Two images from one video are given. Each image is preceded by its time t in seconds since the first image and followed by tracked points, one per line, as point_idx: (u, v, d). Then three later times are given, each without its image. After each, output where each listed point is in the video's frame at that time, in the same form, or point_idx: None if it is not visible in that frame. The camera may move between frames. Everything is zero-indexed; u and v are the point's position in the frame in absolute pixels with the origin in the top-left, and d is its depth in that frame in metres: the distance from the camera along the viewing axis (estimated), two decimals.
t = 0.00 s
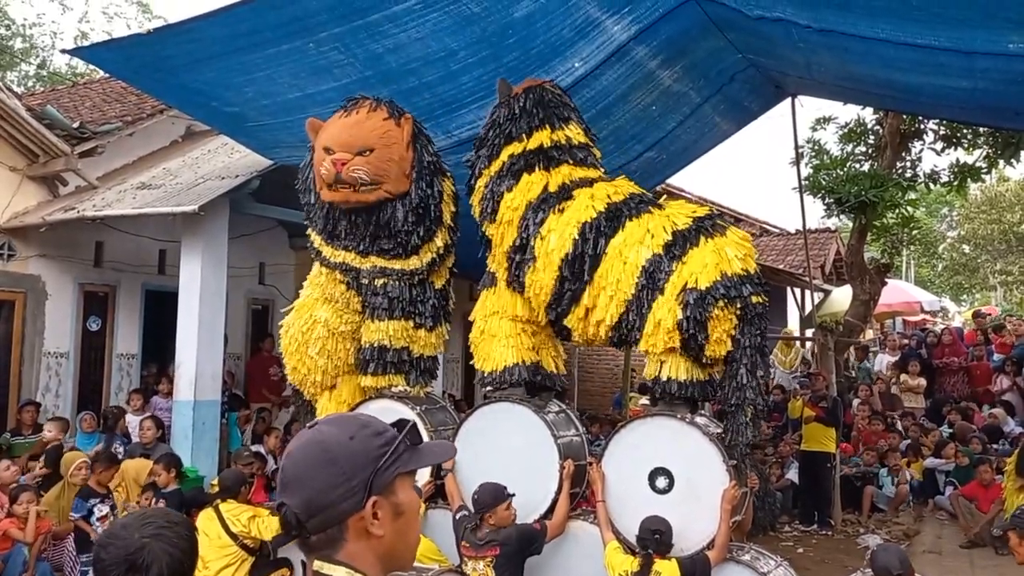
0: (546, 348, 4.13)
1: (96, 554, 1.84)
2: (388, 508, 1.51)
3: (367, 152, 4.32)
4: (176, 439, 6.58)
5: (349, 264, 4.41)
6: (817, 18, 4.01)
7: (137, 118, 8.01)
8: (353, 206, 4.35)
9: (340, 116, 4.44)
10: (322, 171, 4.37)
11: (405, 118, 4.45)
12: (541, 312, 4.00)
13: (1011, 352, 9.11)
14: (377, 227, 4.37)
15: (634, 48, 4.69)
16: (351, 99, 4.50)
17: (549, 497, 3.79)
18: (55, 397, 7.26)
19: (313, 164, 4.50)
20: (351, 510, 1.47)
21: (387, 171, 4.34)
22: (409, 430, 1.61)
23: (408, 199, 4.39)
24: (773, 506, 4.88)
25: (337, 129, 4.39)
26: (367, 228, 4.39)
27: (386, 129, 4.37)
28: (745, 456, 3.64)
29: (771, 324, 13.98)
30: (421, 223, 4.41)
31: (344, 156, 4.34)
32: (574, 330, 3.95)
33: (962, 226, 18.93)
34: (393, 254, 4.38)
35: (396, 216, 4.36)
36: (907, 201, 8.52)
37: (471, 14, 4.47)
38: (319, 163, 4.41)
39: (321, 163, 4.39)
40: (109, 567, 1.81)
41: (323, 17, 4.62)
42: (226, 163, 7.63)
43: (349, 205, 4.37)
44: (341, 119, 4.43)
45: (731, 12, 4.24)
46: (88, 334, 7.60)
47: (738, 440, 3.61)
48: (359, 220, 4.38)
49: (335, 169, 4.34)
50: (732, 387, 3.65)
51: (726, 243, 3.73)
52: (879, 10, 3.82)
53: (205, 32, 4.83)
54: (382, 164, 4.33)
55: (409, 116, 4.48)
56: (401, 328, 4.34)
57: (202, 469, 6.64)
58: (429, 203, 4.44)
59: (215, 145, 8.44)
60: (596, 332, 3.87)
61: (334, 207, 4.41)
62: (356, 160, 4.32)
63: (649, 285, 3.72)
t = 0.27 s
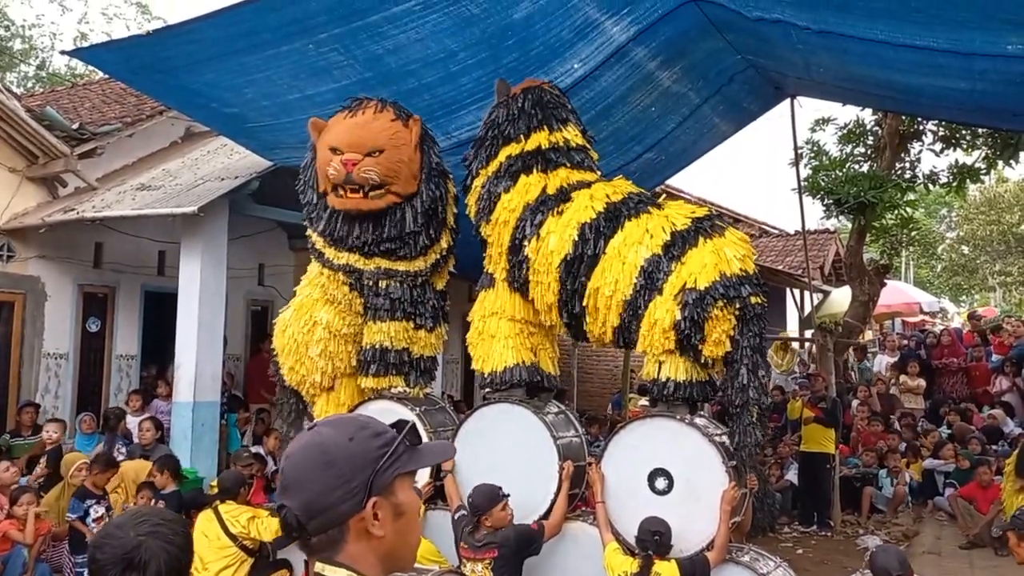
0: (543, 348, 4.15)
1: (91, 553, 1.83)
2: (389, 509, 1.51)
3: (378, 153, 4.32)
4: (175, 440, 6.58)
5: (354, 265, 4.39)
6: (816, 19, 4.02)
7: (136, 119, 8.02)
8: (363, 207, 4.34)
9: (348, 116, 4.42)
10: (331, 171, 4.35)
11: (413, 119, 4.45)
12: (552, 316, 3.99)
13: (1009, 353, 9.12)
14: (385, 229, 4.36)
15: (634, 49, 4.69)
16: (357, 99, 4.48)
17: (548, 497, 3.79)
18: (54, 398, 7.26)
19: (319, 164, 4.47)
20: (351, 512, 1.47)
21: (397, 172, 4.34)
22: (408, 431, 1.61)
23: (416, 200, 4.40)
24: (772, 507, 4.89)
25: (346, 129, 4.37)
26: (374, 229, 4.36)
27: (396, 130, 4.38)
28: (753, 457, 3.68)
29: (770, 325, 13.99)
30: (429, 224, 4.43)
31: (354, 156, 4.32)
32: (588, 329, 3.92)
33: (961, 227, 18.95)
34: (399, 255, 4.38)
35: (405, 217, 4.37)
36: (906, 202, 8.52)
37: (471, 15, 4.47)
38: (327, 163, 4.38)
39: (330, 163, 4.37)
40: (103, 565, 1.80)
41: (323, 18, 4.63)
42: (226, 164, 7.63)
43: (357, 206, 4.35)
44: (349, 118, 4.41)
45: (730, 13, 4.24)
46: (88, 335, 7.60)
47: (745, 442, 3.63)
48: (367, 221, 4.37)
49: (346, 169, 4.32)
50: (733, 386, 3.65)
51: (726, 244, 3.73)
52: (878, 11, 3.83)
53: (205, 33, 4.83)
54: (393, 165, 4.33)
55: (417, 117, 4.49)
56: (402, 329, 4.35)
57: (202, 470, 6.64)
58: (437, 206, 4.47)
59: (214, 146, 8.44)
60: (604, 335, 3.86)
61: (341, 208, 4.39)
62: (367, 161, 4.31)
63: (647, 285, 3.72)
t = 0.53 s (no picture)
0: (544, 349, 4.15)
1: (91, 556, 1.83)
2: (395, 508, 1.52)
3: (388, 155, 4.30)
4: (175, 441, 6.58)
5: (358, 267, 4.38)
6: (816, 20, 4.02)
7: (136, 120, 8.02)
8: (372, 209, 4.29)
9: (356, 117, 4.38)
10: (341, 172, 4.28)
11: (420, 120, 4.45)
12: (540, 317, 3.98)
13: (1009, 354, 9.13)
14: (393, 231, 4.34)
15: (633, 50, 4.69)
16: (364, 100, 4.45)
17: (548, 499, 3.80)
18: (54, 399, 7.26)
19: (324, 165, 4.40)
20: (359, 513, 1.47)
21: (407, 174, 4.32)
22: (410, 431, 1.61)
23: (423, 203, 4.40)
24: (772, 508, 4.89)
25: (355, 130, 4.33)
26: (382, 232, 4.33)
27: (405, 132, 4.37)
28: (755, 460, 3.65)
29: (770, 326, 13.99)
30: (435, 226, 4.45)
31: (365, 158, 4.28)
32: (575, 330, 3.94)
33: (961, 228, 18.96)
34: (404, 256, 4.39)
35: (412, 220, 4.36)
36: (906, 203, 8.52)
37: (471, 17, 4.47)
38: (335, 164, 4.32)
39: (339, 164, 4.31)
40: (103, 566, 1.79)
41: (323, 20, 4.63)
42: (226, 165, 7.63)
43: (366, 208, 4.31)
44: (358, 120, 4.37)
45: (729, 14, 4.24)
46: (87, 337, 7.60)
47: (746, 445, 3.61)
48: (374, 223, 4.33)
49: (356, 171, 4.27)
50: (736, 390, 3.65)
51: (726, 246, 3.73)
52: (877, 13, 3.83)
53: (205, 34, 4.83)
54: (403, 167, 4.31)
55: (424, 119, 4.50)
56: (402, 330, 4.35)
57: (202, 471, 6.64)
58: (444, 209, 4.49)
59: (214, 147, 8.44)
60: (600, 337, 3.86)
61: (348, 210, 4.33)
62: (378, 162, 4.28)
63: (647, 288, 3.72)
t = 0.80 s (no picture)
0: (542, 348, 4.17)
1: (97, 555, 1.83)
2: (396, 506, 1.52)
3: (396, 160, 4.31)
4: (175, 443, 6.58)
5: (363, 270, 4.37)
6: (815, 21, 4.03)
7: (136, 121, 8.03)
8: (381, 215, 4.31)
9: (362, 120, 4.35)
10: (350, 178, 4.29)
11: (427, 124, 4.45)
12: (541, 318, 3.97)
13: (1009, 354, 9.14)
14: (401, 235, 4.35)
15: (633, 51, 4.70)
16: (368, 102, 4.42)
17: (548, 500, 3.80)
18: (54, 401, 7.26)
19: (331, 169, 4.40)
20: (361, 510, 1.48)
21: (415, 179, 4.34)
22: (412, 430, 1.61)
23: (430, 206, 4.41)
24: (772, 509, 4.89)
25: (362, 134, 4.31)
26: (390, 236, 4.35)
27: (412, 136, 4.36)
28: (751, 460, 3.65)
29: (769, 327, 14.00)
30: (441, 229, 4.47)
31: (373, 163, 4.28)
32: (572, 334, 3.95)
33: (960, 229, 18.98)
34: (411, 259, 4.39)
35: (420, 224, 4.38)
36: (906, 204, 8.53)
37: (470, 18, 4.48)
38: (343, 169, 4.32)
39: (347, 169, 4.31)
40: (110, 564, 1.80)
41: (323, 21, 4.63)
42: (226, 166, 7.63)
43: (374, 213, 4.31)
44: (363, 123, 4.34)
45: (729, 15, 4.25)
46: (87, 338, 7.60)
47: (742, 445, 3.61)
48: (382, 228, 4.34)
49: (365, 176, 4.27)
50: (734, 391, 3.62)
51: (727, 248, 3.73)
52: (877, 14, 3.83)
53: (205, 36, 4.84)
54: (412, 172, 4.33)
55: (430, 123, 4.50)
56: (401, 331, 4.35)
57: (202, 472, 6.64)
58: (451, 212, 4.51)
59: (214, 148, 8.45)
60: (595, 336, 3.87)
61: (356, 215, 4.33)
62: (386, 167, 4.29)
63: (649, 289, 3.71)
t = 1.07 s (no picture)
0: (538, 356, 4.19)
1: (95, 558, 1.82)
2: (411, 507, 1.53)
3: (399, 165, 4.30)
4: (174, 445, 6.58)
5: (365, 274, 4.37)
6: (814, 23, 4.03)
7: (135, 124, 8.04)
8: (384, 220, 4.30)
9: (365, 125, 4.33)
10: (353, 182, 4.26)
11: (428, 128, 4.44)
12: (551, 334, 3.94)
13: (1009, 356, 9.14)
14: (404, 239, 4.35)
15: (632, 53, 4.70)
16: (369, 106, 4.39)
17: (548, 501, 3.79)
18: (53, 403, 7.26)
19: (332, 173, 4.36)
20: (378, 510, 1.48)
21: (418, 184, 4.34)
22: (422, 431, 1.63)
23: (432, 210, 4.41)
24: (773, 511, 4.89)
25: (365, 139, 4.29)
26: (393, 239, 4.35)
27: (414, 141, 4.35)
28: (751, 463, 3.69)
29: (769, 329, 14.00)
30: (442, 232, 4.47)
31: (377, 168, 4.26)
32: (585, 343, 3.88)
33: (960, 231, 19.00)
34: (413, 262, 4.39)
35: (422, 228, 4.38)
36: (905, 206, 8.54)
37: (469, 21, 4.48)
38: (346, 174, 4.29)
39: (350, 174, 4.28)
40: (107, 567, 1.79)
41: (323, 23, 4.64)
42: (225, 169, 7.63)
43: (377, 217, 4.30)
44: (365, 128, 4.32)
45: (728, 17, 4.25)
46: (86, 340, 7.59)
47: (742, 448, 3.65)
48: (385, 233, 4.34)
49: (369, 181, 4.26)
50: (732, 392, 3.63)
51: (728, 251, 3.74)
52: (876, 16, 3.84)
53: (205, 38, 4.84)
54: (415, 177, 4.32)
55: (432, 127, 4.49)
56: (401, 334, 4.35)
57: (201, 475, 6.62)
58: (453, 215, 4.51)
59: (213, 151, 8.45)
60: (603, 348, 3.84)
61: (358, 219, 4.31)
62: (390, 172, 4.28)
63: (654, 295, 3.70)
